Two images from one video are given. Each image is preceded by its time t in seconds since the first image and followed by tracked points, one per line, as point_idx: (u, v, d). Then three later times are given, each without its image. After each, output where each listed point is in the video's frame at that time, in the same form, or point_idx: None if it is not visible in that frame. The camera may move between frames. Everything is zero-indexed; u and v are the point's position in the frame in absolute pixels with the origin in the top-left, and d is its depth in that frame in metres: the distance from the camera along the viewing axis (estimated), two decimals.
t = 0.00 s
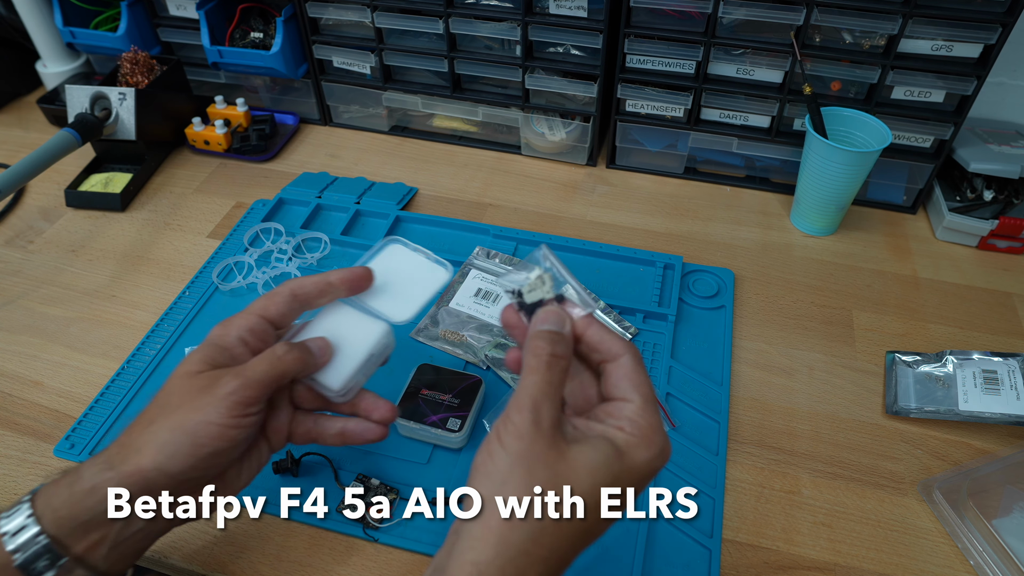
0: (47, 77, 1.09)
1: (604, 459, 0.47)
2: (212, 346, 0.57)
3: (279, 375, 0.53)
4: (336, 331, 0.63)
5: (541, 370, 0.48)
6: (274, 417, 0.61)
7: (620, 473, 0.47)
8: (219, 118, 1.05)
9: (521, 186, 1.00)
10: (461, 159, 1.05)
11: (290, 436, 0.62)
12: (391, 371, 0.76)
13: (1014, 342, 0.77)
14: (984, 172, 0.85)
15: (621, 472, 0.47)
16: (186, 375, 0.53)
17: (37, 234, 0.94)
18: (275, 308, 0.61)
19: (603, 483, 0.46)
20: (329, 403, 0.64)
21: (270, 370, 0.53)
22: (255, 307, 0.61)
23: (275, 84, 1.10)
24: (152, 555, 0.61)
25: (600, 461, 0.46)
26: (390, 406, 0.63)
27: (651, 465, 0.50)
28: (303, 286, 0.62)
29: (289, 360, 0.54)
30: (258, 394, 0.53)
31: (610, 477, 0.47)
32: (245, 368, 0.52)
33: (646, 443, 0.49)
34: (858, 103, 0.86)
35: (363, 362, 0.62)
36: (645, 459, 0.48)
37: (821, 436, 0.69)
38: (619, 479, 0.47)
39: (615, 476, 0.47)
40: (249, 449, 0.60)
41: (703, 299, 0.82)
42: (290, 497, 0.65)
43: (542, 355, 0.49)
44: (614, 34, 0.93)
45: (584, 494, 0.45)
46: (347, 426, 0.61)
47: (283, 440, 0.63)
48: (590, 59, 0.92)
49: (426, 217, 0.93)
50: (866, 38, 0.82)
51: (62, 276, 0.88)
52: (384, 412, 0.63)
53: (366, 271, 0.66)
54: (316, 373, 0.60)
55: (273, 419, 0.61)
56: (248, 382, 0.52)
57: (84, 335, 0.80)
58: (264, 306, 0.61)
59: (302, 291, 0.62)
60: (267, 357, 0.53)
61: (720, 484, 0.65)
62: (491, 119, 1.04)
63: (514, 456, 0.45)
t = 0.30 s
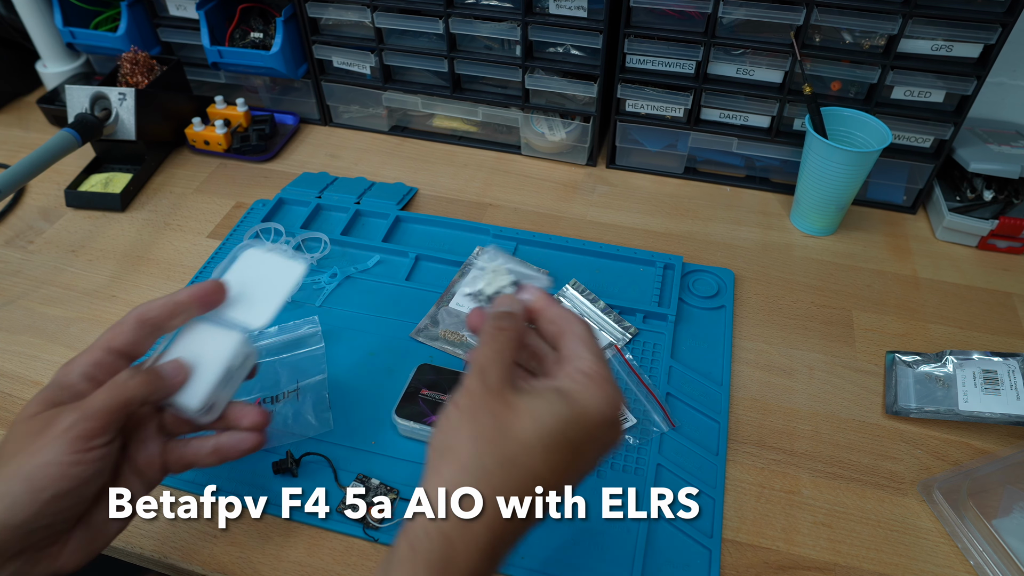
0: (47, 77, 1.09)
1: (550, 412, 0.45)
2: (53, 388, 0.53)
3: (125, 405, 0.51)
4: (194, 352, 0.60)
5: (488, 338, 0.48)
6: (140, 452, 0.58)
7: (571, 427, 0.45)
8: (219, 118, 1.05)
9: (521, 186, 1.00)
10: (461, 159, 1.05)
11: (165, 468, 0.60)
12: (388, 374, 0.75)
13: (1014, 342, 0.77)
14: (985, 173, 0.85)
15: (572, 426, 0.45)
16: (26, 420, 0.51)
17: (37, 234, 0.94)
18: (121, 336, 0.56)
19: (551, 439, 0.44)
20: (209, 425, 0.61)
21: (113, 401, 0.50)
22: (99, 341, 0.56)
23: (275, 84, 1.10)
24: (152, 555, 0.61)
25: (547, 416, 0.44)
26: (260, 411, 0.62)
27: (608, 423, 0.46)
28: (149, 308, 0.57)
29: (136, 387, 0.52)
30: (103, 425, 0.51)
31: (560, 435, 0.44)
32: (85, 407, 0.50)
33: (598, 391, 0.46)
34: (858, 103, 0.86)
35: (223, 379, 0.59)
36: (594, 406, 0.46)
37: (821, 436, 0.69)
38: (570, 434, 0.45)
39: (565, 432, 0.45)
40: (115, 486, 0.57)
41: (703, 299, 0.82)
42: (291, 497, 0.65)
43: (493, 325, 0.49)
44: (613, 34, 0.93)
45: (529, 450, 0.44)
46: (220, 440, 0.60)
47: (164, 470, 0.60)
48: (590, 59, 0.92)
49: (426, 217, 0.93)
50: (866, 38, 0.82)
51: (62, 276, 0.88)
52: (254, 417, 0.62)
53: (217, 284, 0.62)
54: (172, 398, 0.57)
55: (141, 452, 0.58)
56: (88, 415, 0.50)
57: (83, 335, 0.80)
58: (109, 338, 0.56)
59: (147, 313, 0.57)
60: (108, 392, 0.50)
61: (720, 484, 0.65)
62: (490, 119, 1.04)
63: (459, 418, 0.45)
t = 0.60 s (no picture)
0: (47, 77, 1.09)
1: (433, 301, 0.51)
2: (57, 394, 0.54)
3: (126, 417, 0.50)
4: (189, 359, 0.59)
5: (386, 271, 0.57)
6: (141, 462, 0.58)
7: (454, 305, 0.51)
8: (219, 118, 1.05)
9: (521, 186, 1.00)
10: (461, 159, 1.05)
11: (168, 477, 0.60)
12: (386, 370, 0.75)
13: (1014, 342, 0.77)
14: (984, 172, 0.85)
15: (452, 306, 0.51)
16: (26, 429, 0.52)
17: (37, 234, 0.94)
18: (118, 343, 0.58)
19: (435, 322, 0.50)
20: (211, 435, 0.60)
21: (113, 414, 0.50)
22: (96, 350, 0.58)
23: (275, 85, 1.10)
24: (152, 555, 0.61)
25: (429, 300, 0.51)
26: (269, 414, 0.60)
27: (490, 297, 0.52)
28: (139, 313, 0.60)
29: (139, 401, 0.51)
30: (103, 437, 0.51)
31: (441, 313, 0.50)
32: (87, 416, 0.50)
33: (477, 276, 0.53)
34: (858, 103, 0.86)
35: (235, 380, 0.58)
36: (466, 282, 0.52)
37: (822, 436, 0.69)
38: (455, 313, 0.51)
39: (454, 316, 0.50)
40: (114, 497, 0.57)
41: (703, 299, 0.82)
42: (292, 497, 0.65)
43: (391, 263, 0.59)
44: (613, 34, 0.93)
45: (415, 335, 0.49)
46: (225, 448, 0.58)
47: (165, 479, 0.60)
48: (590, 59, 0.92)
49: (426, 217, 0.93)
50: (866, 38, 0.82)
51: (62, 276, 0.88)
52: (262, 421, 0.59)
53: (203, 284, 0.63)
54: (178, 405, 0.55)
55: (139, 465, 0.58)
56: (88, 425, 0.50)
57: (83, 335, 0.80)
58: (106, 345, 0.58)
59: (140, 320, 0.60)
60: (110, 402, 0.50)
61: (721, 484, 0.65)
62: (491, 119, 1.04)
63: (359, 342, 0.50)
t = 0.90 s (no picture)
0: (48, 77, 1.09)
1: (318, 441, 0.41)
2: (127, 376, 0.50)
3: (192, 408, 0.49)
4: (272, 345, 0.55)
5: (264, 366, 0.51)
6: (211, 448, 0.56)
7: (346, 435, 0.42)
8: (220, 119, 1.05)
9: (521, 186, 1.00)
10: (461, 159, 1.05)
11: (237, 464, 0.58)
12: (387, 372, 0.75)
13: (1013, 342, 0.77)
14: (984, 173, 0.85)
15: (354, 427, 0.43)
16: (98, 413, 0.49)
17: (38, 234, 0.94)
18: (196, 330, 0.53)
19: (326, 465, 0.40)
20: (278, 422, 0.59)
21: (182, 402, 0.49)
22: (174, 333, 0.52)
23: (276, 85, 1.11)
24: (153, 555, 0.62)
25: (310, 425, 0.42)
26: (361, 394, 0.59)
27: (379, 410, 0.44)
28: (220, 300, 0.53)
29: (205, 390, 0.49)
30: (170, 427, 0.49)
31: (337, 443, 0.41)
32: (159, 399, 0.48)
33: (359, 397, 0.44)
34: (857, 103, 0.86)
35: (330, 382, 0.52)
36: (342, 403, 0.43)
37: (821, 436, 0.69)
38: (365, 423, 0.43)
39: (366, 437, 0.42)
40: (181, 483, 0.56)
41: (703, 299, 0.82)
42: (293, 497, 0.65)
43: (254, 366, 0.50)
44: (613, 34, 0.93)
45: (314, 481, 0.40)
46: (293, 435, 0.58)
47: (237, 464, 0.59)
48: (590, 59, 0.93)
49: (427, 217, 0.93)
50: (865, 39, 0.83)
51: (62, 276, 0.88)
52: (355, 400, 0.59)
53: (279, 272, 0.57)
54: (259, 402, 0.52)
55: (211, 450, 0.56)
56: (157, 415, 0.48)
57: (84, 335, 0.80)
58: (183, 330, 0.53)
59: (219, 307, 0.53)
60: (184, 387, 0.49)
61: (720, 484, 0.65)
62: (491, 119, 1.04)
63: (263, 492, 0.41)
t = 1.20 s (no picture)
0: (48, 78, 1.09)
1: (314, 446, 0.38)
2: (141, 387, 0.51)
3: (207, 430, 0.48)
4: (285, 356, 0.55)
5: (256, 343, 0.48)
6: (220, 457, 0.56)
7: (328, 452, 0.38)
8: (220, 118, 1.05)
9: (521, 186, 1.00)
10: (461, 159, 1.05)
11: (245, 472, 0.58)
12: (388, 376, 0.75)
13: (1014, 342, 0.77)
14: (985, 172, 0.85)
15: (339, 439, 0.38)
16: (110, 424, 0.48)
17: (37, 234, 0.94)
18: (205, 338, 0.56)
19: (325, 479, 0.37)
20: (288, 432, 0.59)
21: (197, 426, 0.47)
22: (185, 342, 0.55)
23: (275, 85, 1.10)
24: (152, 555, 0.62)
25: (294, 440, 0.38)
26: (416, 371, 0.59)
27: (371, 415, 0.39)
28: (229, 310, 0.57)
29: (221, 414, 0.48)
30: (183, 449, 0.48)
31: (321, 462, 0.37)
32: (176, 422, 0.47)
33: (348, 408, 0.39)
34: (858, 103, 0.86)
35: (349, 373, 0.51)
36: (341, 413, 0.38)
37: (821, 436, 0.69)
38: (351, 434, 0.38)
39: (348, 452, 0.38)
40: (188, 493, 0.55)
41: (703, 299, 0.82)
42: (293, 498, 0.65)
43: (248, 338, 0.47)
44: (613, 34, 0.93)
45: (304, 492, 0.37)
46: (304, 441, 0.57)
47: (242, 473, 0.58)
48: (590, 59, 0.92)
49: (427, 217, 0.93)
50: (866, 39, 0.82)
51: (62, 276, 0.88)
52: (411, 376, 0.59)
53: (289, 281, 0.58)
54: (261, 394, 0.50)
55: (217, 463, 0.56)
56: (172, 436, 0.47)
57: (83, 336, 0.80)
58: (194, 338, 0.55)
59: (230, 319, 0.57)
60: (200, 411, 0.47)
61: (720, 484, 0.65)
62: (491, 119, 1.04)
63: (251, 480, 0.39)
